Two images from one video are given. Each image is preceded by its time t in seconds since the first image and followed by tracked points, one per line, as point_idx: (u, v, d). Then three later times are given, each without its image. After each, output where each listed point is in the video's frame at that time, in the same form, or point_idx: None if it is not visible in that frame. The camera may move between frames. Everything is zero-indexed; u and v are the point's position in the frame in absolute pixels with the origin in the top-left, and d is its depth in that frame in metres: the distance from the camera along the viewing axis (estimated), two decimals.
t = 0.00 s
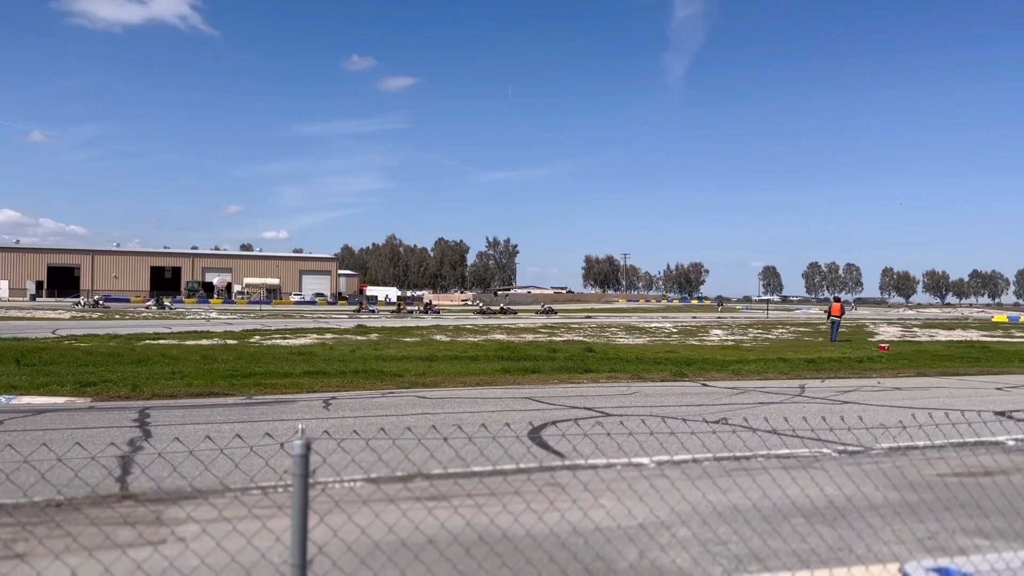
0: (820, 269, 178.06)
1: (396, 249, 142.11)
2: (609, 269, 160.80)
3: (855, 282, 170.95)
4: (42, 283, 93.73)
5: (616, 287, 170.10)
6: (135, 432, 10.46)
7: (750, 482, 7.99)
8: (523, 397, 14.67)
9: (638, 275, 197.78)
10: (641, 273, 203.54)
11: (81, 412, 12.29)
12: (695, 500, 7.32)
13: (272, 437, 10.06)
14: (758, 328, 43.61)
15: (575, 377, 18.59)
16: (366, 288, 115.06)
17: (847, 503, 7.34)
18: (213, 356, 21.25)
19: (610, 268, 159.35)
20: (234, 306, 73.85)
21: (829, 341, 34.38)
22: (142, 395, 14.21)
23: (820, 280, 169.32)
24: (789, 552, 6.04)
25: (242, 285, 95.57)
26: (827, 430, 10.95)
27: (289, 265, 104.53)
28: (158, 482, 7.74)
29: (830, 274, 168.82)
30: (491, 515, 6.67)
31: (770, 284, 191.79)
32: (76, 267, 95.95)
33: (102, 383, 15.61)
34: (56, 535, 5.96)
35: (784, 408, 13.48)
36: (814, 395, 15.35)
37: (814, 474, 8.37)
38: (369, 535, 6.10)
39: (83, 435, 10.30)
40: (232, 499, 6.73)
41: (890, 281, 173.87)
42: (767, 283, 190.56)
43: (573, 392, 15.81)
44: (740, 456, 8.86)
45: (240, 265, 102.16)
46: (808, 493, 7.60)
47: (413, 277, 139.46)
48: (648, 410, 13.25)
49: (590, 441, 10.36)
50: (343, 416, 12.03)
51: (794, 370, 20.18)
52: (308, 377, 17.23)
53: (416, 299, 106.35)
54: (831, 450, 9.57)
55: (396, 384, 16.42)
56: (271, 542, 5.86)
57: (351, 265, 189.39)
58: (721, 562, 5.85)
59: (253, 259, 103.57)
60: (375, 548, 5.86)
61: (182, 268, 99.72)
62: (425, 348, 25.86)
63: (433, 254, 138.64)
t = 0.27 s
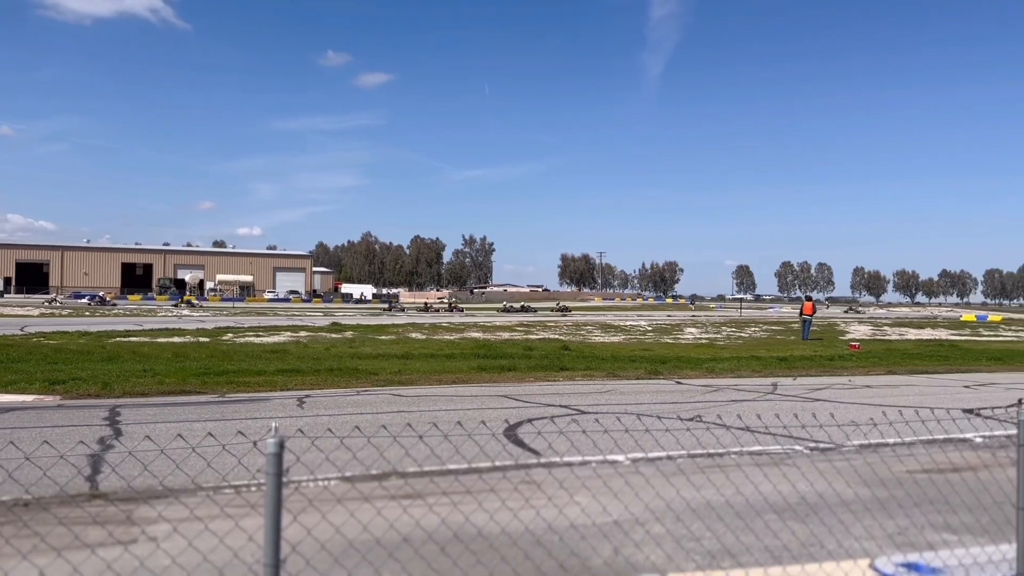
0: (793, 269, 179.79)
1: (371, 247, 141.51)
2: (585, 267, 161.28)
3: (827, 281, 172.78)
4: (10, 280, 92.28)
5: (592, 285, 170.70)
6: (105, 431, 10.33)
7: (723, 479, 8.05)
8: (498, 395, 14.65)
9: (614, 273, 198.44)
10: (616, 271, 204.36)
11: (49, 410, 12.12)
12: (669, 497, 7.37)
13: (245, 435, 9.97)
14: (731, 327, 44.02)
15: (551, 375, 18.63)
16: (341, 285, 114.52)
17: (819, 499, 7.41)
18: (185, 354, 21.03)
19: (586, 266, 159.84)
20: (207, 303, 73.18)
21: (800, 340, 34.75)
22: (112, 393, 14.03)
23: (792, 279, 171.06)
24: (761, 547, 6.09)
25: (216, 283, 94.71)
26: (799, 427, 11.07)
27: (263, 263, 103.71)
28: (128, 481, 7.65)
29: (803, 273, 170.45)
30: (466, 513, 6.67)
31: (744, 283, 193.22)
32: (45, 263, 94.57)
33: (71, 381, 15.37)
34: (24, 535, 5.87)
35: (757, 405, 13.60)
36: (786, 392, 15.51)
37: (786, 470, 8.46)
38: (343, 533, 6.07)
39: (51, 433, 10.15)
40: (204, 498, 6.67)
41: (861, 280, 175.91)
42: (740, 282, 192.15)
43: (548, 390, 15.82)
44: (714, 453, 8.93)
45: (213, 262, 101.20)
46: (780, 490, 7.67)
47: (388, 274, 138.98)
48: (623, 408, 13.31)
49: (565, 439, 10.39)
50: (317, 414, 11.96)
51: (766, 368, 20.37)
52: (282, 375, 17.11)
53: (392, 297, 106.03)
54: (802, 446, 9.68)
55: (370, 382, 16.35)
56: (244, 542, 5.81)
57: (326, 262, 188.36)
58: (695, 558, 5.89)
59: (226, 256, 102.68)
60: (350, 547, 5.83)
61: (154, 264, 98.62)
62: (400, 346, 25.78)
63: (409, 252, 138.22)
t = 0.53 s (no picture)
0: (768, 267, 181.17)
1: (348, 243, 140.82)
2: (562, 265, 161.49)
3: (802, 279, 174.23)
4: None
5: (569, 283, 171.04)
6: (76, 428, 10.20)
7: (699, 475, 8.10)
8: (476, 392, 14.64)
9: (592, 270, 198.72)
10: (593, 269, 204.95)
11: (19, 408, 11.94)
12: (645, 493, 7.40)
13: (219, 432, 9.89)
14: (706, 324, 44.27)
15: (528, 372, 18.62)
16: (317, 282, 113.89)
17: (793, 495, 7.48)
18: (158, 351, 20.80)
19: (563, 264, 160.13)
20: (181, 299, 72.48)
21: (775, 337, 35.01)
22: (84, 391, 13.85)
23: (767, 277, 172.31)
24: (736, 543, 6.13)
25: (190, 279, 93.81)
26: (774, 424, 11.15)
27: (239, 259, 102.83)
28: (100, 479, 7.56)
29: (779, 271, 171.48)
30: (442, 510, 6.65)
31: (720, 281, 194.10)
32: (15, 259, 93.16)
33: (41, 377, 15.15)
34: None
35: (732, 402, 13.68)
36: (761, 389, 15.63)
37: (761, 467, 8.52)
38: (318, 531, 6.03)
39: (20, 431, 10.00)
40: (177, 497, 6.60)
41: (836, 279, 177.38)
42: (716, 280, 193.46)
43: (525, 386, 15.83)
44: (690, 450, 8.98)
45: (188, 258, 100.22)
46: (755, 486, 7.73)
47: (365, 271, 138.36)
48: (600, 404, 13.34)
49: (542, 435, 10.39)
50: (292, 412, 11.88)
51: (741, 365, 20.50)
52: (257, 372, 16.98)
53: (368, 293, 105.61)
54: (777, 443, 9.75)
55: (346, 379, 16.26)
56: (218, 540, 5.75)
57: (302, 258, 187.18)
58: (670, 554, 5.92)
59: (201, 252, 101.72)
60: (325, 544, 5.80)
61: (127, 260, 97.48)
62: (377, 343, 25.68)
63: (386, 249, 137.69)
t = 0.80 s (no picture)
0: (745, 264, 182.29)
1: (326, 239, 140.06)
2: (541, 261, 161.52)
3: (778, 276, 175.55)
4: None
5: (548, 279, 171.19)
6: (49, 424, 10.07)
7: (676, 471, 8.14)
8: (453, 388, 14.62)
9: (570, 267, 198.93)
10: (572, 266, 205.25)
11: None
12: (623, 489, 7.42)
13: (193, 429, 9.80)
14: (683, 321, 44.44)
15: (506, 368, 18.61)
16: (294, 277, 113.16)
17: (769, 490, 7.53)
18: (133, 347, 20.58)
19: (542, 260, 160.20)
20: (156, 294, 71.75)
21: (751, 334, 35.22)
22: (56, 387, 13.67)
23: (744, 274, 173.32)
24: (713, 538, 6.16)
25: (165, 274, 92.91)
26: (750, 420, 11.22)
27: (215, 254, 101.95)
28: (72, 476, 7.46)
29: (755, 268, 172.61)
30: (420, 507, 6.63)
31: (697, 278, 195.10)
32: None
33: (12, 373, 14.95)
34: None
35: (709, 398, 13.76)
36: (737, 385, 15.73)
37: (738, 462, 8.58)
38: (295, 528, 5.99)
39: None
40: (152, 494, 6.54)
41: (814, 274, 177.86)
42: (693, 277, 194.47)
43: (503, 382, 15.84)
44: (667, 446, 9.02)
45: (163, 253, 99.22)
46: (732, 481, 7.78)
47: (343, 267, 137.66)
48: (578, 400, 13.37)
49: (521, 432, 10.39)
50: (269, 408, 11.80)
51: (718, 361, 20.61)
52: (232, 369, 16.83)
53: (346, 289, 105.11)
54: (753, 439, 9.82)
55: (324, 376, 16.17)
56: (193, 537, 5.70)
57: (279, 254, 185.94)
58: (647, 549, 5.94)
59: (176, 247, 100.72)
60: (302, 541, 5.76)
61: (101, 255, 96.32)
62: (355, 339, 25.56)
63: (364, 244, 137.05)
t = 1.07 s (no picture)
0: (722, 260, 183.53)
1: (303, 234, 139.19)
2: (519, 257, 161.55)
3: (755, 273, 176.78)
4: None
5: (526, 275, 171.34)
6: (19, 421, 9.93)
7: (653, 466, 8.18)
8: (431, 384, 14.60)
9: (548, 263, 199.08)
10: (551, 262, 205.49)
11: None
12: (600, 484, 7.45)
13: (168, 425, 9.70)
14: (661, 317, 44.60)
15: (485, 364, 18.61)
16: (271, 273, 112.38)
17: (745, 485, 7.58)
18: (106, 342, 20.34)
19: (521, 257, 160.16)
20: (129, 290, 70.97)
21: (728, 330, 35.44)
22: (27, 383, 13.49)
23: (721, 271, 174.38)
24: (690, 533, 6.19)
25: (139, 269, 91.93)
26: (726, 415, 11.31)
27: (190, 249, 101.02)
28: (43, 473, 7.36)
29: (732, 265, 173.66)
30: (398, 503, 6.61)
31: (675, 275, 195.92)
32: None
33: None
34: None
35: (687, 394, 13.84)
36: (714, 381, 15.84)
37: (714, 457, 8.64)
38: (271, 525, 5.95)
39: None
40: (126, 491, 6.47)
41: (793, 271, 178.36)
42: (671, 273, 195.29)
43: (481, 378, 15.84)
44: (644, 442, 9.06)
45: (138, 247, 98.21)
46: (708, 476, 7.84)
47: (320, 263, 136.94)
48: (556, 396, 13.40)
49: (499, 427, 10.40)
50: (246, 404, 11.73)
51: (695, 358, 20.74)
52: (208, 365, 16.69)
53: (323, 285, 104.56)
54: (730, 434, 9.88)
55: (301, 372, 16.08)
56: (168, 535, 5.64)
57: (255, 249, 184.52)
58: (624, 544, 5.96)
59: (150, 241, 99.66)
60: (278, 539, 5.72)
61: (73, 250, 95.08)
62: (332, 335, 25.44)
63: (341, 240, 136.37)
